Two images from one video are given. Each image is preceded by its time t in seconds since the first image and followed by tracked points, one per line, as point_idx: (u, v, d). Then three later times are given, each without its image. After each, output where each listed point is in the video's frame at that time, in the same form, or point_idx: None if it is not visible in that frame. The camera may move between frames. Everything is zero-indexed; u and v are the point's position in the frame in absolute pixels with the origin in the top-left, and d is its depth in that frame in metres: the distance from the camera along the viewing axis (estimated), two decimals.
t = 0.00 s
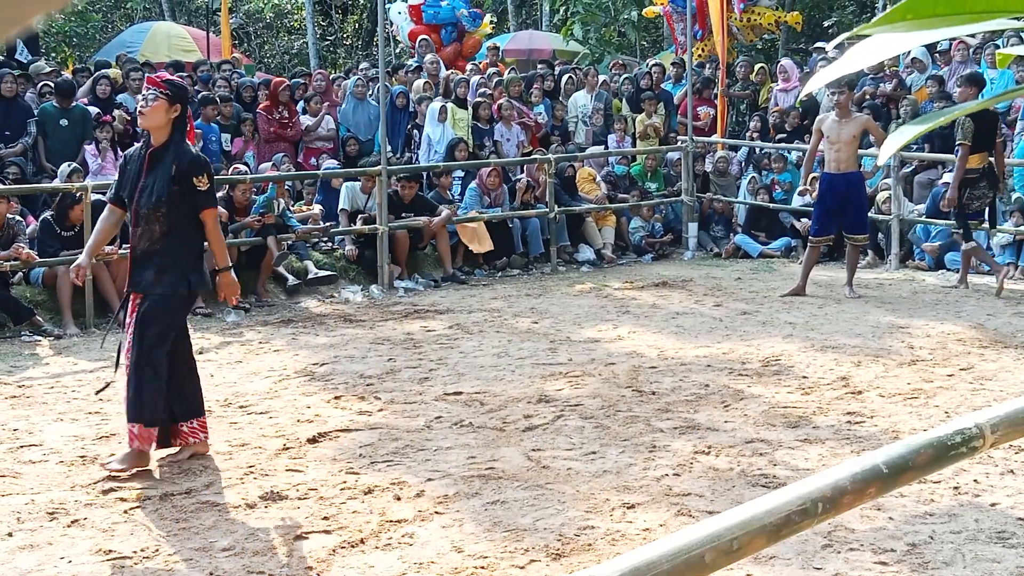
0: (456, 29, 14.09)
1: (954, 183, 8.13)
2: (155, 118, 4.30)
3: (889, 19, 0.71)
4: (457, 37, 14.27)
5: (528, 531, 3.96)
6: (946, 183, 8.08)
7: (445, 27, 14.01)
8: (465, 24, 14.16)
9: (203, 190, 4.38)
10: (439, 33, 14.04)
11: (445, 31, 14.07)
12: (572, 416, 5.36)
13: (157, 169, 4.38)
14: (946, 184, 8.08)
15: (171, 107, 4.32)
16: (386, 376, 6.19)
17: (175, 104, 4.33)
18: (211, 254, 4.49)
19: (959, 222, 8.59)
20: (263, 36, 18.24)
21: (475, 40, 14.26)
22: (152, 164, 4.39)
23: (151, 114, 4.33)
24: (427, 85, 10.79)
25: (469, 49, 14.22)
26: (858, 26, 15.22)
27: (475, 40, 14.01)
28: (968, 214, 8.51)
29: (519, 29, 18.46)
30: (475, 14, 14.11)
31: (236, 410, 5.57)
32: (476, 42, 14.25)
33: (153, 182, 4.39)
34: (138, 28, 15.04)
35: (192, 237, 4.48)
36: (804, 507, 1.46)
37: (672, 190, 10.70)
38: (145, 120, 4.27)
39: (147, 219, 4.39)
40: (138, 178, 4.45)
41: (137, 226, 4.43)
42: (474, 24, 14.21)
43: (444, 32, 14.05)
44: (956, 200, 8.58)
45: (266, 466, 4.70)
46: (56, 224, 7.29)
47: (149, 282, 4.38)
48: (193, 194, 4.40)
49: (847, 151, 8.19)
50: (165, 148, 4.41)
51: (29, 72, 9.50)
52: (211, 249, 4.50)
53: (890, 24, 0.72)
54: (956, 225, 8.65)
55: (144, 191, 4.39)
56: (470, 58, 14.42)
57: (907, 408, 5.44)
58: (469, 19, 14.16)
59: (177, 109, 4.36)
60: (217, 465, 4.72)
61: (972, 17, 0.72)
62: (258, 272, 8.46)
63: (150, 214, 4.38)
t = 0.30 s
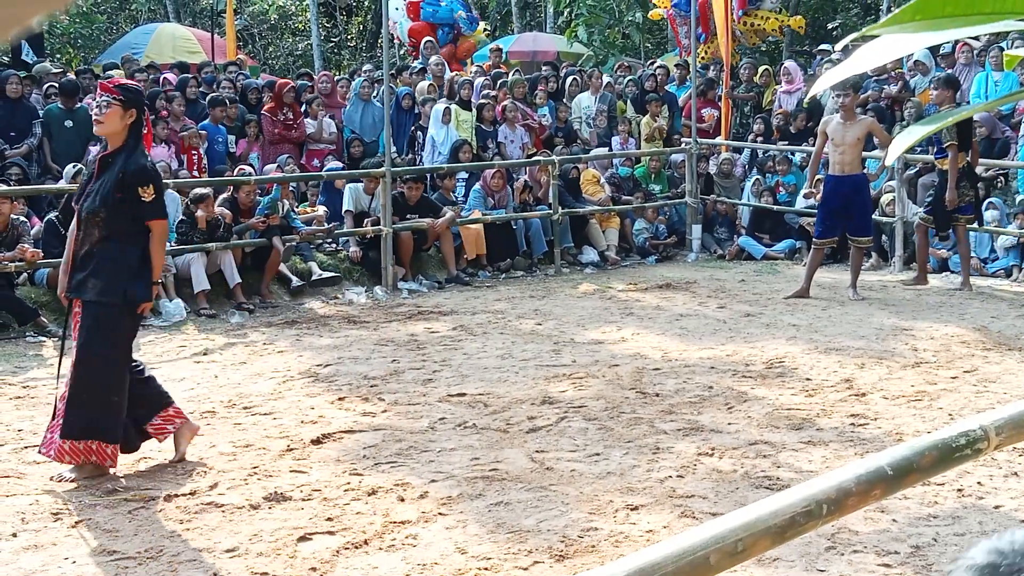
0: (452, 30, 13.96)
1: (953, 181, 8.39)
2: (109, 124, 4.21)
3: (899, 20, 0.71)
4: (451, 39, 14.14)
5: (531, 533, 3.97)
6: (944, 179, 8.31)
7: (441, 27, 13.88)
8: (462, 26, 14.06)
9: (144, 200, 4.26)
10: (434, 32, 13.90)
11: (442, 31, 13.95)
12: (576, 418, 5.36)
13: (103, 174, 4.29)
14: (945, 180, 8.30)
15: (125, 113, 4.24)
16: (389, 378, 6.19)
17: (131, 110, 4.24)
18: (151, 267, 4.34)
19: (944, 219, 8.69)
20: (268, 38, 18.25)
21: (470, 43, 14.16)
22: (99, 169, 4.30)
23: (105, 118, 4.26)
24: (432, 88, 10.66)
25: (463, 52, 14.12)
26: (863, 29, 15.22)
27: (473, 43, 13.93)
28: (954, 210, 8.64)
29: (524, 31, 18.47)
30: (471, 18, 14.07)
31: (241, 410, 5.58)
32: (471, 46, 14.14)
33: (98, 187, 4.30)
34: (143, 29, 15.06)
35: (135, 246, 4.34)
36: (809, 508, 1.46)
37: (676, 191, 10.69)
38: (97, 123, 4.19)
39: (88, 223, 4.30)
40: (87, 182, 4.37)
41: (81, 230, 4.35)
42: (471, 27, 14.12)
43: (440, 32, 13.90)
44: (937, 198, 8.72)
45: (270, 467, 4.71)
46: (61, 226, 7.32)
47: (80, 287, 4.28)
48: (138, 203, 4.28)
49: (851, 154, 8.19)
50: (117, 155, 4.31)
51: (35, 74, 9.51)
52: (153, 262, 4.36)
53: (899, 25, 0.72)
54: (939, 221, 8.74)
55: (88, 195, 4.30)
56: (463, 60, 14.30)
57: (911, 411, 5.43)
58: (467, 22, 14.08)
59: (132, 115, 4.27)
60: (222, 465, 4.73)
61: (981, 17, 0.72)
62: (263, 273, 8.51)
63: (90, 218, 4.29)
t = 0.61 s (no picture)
0: (444, 24, 13.94)
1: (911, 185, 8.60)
2: (66, 122, 4.11)
3: (902, 21, 0.71)
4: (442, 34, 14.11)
5: (531, 531, 3.96)
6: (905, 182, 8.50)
7: (434, 22, 13.86)
8: (453, 20, 14.05)
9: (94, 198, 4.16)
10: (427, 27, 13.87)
11: (433, 26, 13.90)
12: (575, 416, 5.35)
13: (59, 174, 4.22)
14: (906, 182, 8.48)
15: (78, 110, 4.12)
16: (389, 376, 6.19)
17: (84, 106, 4.12)
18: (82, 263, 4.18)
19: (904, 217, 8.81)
20: (267, 36, 18.23)
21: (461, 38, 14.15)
22: (56, 168, 4.23)
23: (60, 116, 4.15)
24: (431, 86, 10.73)
25: (455, 46, 14.08)
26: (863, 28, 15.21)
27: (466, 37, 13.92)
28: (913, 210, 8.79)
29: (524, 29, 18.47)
30: (462, 13, 14.07)
31: (240, 409, 5.57)
32: (462, 40, 14.12)
33: (55, 187, 4.23)
34: (142, 28, 15.04)
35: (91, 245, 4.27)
36: (810, 508, 1.46)
37: (676, 190, 10.65)
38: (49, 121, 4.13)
39: (47, 224, 4.25)
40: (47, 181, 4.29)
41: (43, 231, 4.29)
42: (462, 22, 14.12)
43: (432, 27, 13.87)
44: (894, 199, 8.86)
45: (270, 466, 4.71)
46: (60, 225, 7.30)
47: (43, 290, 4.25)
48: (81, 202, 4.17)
49: (851, 152, 8.18)
50: (72, 152, 4.22)
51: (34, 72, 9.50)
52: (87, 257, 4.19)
53: (902, 26, 0.71)
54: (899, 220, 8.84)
55: (46, 196, 4.24)
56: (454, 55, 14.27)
57: (910, 409, 5.43)
58: (458, 17, 14.08)
59: (86, 111, 4.16)
60: (221, 464, 4.73)
61: (986, 18, 0.71)
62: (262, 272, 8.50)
63: (47, 219, 4.23)
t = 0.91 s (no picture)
0: (434, 18, 13.92)
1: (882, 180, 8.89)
2: (30, 120, 4.04)
3: (899, 18, 0.70)
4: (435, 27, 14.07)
5: (530, 530, 3.96)
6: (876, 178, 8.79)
7: (424, 18, 13.85)
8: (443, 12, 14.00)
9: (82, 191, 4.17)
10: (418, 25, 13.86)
11: (423, 22, 13.88)
12: (574, 415, 5.35)
13: (33, 173, 4.14)
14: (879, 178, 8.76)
15: (44, 106, 4.06)
16: (388, 375, 6.19)
17: (48, 102, 4.06)
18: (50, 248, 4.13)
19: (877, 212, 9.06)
20: (266, 35, 18.23)
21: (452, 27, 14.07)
22: (28, 168, 4.14)
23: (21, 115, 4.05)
24: (429, 85, 10.80)
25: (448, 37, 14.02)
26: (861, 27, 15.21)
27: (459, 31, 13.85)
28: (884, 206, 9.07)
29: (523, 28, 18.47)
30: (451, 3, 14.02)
31: (239, 408, 5.57)
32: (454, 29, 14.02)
33: (32, 187, 4.14)
34: (141, 27, 15.04)
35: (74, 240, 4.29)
36: (808, 507, 1.46)
37: (675, 189, 10.66)
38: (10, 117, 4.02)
39: (31, 226, 4.18)
40: (8, 182, 4.16)
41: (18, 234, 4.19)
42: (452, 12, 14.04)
43: (423, 23, 13.86)
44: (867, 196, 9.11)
45: (268, 465, 4.71)
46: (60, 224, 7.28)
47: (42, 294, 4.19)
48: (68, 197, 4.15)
49: (850, 151, 8.19)
50: (40, 149, 4.14)
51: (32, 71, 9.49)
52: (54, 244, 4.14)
53: (899, 23, 0.70)
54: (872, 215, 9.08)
55: (24, 198, 4.15)
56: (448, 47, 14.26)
57: (909, 408, 5.43)
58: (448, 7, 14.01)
59: (49, 107, 4.10)
60: (220, 463, 4.73)
61: (984, 16, 0.71)
62: (261, 271, 8.49)
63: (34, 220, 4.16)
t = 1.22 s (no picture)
0: (426, 14, 13.95)
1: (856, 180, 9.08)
2: (12, 117, 4.03)
3: (902, 14, 0.68)
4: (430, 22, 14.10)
5: (530, 529, 3.96)
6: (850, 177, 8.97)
7: (417, 17, 13.91)
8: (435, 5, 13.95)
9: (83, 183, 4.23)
10: (413, 24, 13.93)
11: (419, 20, 13.95)
12: (574, 414, 5.36)
13: (29, 171, 4.12)
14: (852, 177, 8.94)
15: (24, 102, 4.05)
16: (388, 374, 6.19)
17: (26, 98, 4.06)
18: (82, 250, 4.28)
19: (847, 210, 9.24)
20: (266, 33, 18.23)
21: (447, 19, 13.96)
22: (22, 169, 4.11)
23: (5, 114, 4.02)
24: (429, 84, 10.83)
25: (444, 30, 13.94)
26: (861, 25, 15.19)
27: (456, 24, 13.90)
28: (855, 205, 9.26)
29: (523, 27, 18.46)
30: None
31: (239, 407, 5.57)
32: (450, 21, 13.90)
33: (34, 186, 4.13)
34: (141, 25, 15.05)
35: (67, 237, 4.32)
36: (809, 505, 1.46)
37: (675, 188, 10.67)
38: None
39: (36, 224, 4.15)
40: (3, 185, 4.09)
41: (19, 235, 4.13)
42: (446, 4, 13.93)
43: (417, 21, 13.92)
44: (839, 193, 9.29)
45: (268, 464, 4.70)
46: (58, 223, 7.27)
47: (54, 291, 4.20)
48: (69, 192, 4.20)
49: (850, 150, 8.19)
50: (29, 147, 4.13)
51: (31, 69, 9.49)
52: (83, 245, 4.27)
53: (902, 20, 0.68)
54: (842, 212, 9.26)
55: (27, 198, 4.12)
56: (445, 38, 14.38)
57: (910, 407, 5.43)
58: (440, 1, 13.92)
59: (29, 103, 4.10)
60: (220, 462, 4.73)
61: (987, 13, 0.69)
62: (260, 270, 8.49)
63: (40, 218, 4.15)
